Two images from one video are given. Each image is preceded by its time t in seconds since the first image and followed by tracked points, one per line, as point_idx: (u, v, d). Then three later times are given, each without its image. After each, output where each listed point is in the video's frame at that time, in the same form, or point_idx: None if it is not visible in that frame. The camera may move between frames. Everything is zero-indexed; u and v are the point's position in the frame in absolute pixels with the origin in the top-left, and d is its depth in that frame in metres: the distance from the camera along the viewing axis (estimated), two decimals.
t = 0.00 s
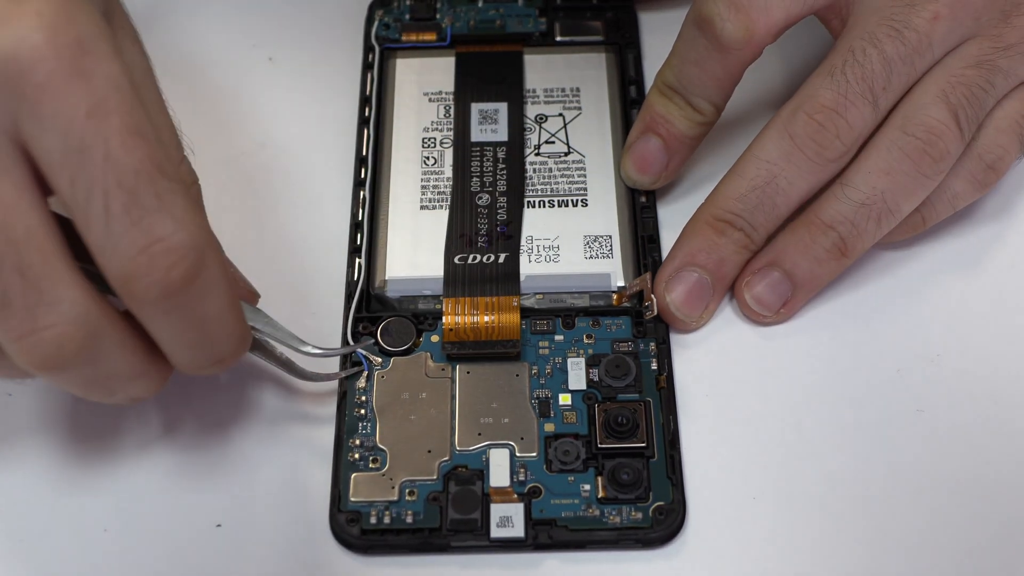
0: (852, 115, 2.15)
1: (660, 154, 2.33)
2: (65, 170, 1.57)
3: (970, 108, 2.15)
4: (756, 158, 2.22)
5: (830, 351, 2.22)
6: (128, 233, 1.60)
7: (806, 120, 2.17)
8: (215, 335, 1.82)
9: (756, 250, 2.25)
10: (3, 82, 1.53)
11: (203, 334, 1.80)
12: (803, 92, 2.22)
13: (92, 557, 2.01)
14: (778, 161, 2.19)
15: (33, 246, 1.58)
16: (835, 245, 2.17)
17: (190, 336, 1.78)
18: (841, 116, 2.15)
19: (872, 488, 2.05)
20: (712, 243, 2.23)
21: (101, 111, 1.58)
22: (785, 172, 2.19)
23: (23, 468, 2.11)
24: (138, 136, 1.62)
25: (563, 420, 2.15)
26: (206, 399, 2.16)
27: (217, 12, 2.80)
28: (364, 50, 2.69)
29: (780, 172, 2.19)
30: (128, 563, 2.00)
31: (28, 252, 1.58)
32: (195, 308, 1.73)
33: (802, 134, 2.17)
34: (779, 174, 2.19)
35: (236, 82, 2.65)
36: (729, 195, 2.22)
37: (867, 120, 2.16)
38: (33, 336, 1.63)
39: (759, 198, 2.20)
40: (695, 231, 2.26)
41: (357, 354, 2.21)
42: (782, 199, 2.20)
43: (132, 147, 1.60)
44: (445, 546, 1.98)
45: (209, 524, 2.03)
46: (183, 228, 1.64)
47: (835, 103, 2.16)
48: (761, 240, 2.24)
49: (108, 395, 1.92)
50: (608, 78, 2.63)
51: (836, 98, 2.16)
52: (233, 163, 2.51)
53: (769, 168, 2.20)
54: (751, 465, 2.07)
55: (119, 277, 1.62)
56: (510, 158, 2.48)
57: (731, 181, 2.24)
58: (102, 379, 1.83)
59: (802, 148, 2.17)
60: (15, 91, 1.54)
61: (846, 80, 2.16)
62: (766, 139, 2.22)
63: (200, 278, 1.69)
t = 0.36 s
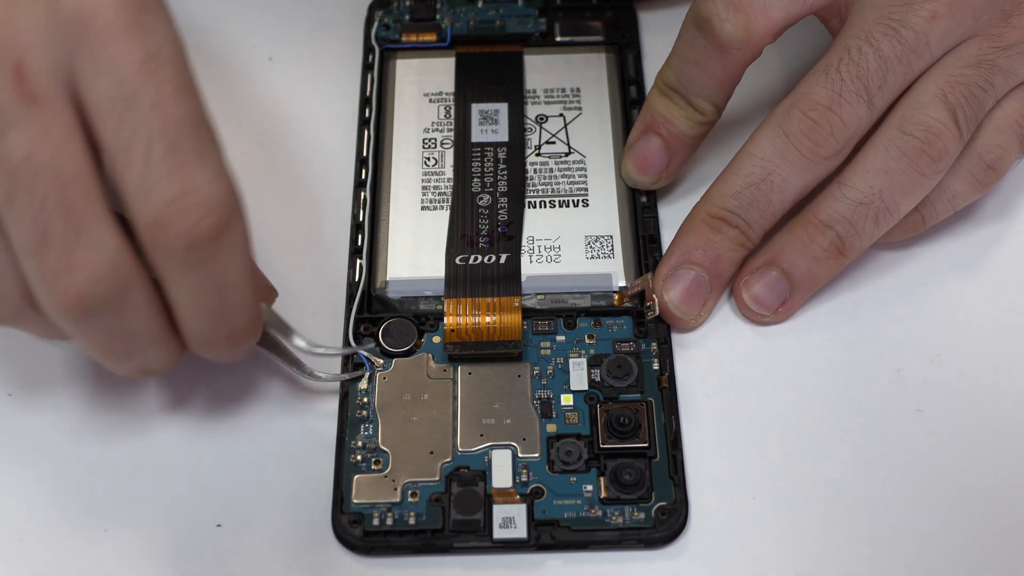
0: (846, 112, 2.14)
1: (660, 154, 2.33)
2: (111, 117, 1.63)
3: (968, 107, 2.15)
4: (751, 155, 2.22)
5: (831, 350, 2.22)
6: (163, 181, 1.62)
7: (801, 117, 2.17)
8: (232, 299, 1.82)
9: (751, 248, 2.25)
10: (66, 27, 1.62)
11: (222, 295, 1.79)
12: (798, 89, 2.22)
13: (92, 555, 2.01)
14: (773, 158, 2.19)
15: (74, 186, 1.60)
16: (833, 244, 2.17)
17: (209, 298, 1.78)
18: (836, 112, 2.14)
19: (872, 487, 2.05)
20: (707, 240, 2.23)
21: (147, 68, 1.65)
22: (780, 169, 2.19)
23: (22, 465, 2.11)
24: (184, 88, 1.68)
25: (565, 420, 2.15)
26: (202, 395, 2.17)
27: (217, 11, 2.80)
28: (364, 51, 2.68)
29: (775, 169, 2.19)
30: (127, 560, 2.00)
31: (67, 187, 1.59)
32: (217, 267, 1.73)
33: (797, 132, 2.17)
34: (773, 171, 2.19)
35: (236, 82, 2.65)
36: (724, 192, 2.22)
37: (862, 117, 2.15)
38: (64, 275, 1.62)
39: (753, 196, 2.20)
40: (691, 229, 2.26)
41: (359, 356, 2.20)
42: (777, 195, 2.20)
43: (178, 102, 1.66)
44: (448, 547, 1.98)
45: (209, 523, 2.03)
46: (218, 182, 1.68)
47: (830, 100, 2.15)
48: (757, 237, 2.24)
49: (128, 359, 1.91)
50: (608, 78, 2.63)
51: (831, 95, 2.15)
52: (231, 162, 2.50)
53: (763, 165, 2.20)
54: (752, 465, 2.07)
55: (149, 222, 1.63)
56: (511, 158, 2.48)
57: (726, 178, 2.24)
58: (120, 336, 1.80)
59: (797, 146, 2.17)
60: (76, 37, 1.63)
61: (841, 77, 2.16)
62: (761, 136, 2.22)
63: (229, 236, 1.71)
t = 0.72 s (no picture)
0: (847, 111, 2.14)
1: (661, 154, 2.33)
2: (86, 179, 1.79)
3: (967, 105, 2.15)
4: (751, 155, 2.22)
5: (830, 350, 2.22)
6: (105, 261, 1.79)
7: (801, 116, 2.17)
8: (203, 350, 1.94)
9: (752, 248, 2.25)
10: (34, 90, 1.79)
11: (186, 348, 1.92)
12: (799, 89, 2.21)
13: (91, 555, 2.01)
14: (773, 158, 2.19)
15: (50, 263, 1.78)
16: (833, 244, 2.17)
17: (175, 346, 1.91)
18: (836, 112, 2.14)
19: (871, 487, 2.05)
20: (708, 240, 2.23)
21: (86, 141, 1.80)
22: (780, 169, 2.19)
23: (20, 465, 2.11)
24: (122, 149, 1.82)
25: (565, 420, 2.15)
26: (199, 394, 2.17)
27: (217, 13, 2.80)
28: (364, 51, 2.68)
29: (775, 169, 2.19)
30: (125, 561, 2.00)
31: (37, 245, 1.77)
32: (177, 330, 1.87)
33: (797, 131, 2.17)
34: (774, 172, 2.19)
35: (236, 82, 2.65)
36: (725, 192, 2.22)
37: (863, 116, 2.15)
38: (37, 341, 1.84)
39: (754, 196, 2.20)
40: (692, 229, 2.26)
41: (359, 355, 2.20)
42: (778, 195, 2.20)
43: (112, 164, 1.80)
44: (448, 546, 1.98)
45: (209, 523, 2.03)
46: (162, 254, 1.81)
47: (830, 100, 2.15)
48: (757, 237, 2.24)
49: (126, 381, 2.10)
50: (608, 78, 2.63)
51: (831, 94, 2.15)
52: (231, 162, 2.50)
53: (764, 165, 2.20)
54: (751, 464, 2.07)
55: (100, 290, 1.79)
56: (511, 158, 2.48)
57: (727, 178, 2.24)
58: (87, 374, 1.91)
59: (797, 146, 2.17)
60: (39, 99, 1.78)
61: (841, 77, 2.16)
62: (761, 136, 2.22)
63: (177, 306, 1.84)
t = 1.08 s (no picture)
0: (848, 111, 2.14)
1: (661, 154, 2.33)
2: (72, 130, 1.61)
3: (967, 105, 2.15)
4: (751, 156, 2.22)
5: (831, 350, 2.22)
6: (142, 179, 1.58)
7: (802, 117, 2.17)
8: (226, 293, 1.72)
9: (752, 248, 2.25)
10: (12, 42, 1.62)
11: (207, 304, 1.70)
12: (800, 89, 2.21)
13: (91, 554, 2.01)
14: (773, 158, 2.19)
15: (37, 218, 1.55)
16: (833, 244, 2.17)
17: (206, 296, 1.69)
18: (837, 112, 2.14)
19: (872, 487, 2.05)
20: (708, 241, 2.23)
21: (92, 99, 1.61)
22: (780, 169, 2.19)
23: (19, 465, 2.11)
24: (141, 126, 1.62)
25: (564, 420, 2.15)
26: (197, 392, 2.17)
27: (217, 12, 2.80)
28: (364, 50, 2.68)
29: (776, 170, 2.19)
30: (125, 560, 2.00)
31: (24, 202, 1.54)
32: (206, 267, 1.65)
33: (798, 131, 2.17)
34: (774, 172, 2.19)
35: (236, 82, 2.66)
36: (725, 193, 2.23)
37: (864, 116, 2.15)
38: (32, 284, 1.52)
39: (755, 196, 2.20)
40: (692, 229, 2.26)
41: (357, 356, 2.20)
42: (779, 195, 2.20)
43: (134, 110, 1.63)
44: (447, 546, 1.98)
45: (209, 522, 2.04)
46: (196, 177, 1.64)
47: (830, 100, 2.15)
48: (758, 238, 2.24)
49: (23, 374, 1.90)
50: (608, 78, 2.63)
51: (832, 94, 2.15)
52: (231, 162, 2.51)
53: (764, 166, 2.20)
54: (751, 464, 2.07)
55: (133, 227, 1.58)
56: (511, 158, 2.48)
57: (727, 178, 2.24)
58: (96, 357, 1.67)
59: (797, 146, 2.17)
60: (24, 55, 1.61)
61: (842, 77, 2.15)
62: (762, 136, 2.22)
63: (214, 230, 1.65)
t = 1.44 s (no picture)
0: (848, 111, 2.14)
1: (661, 154, 2.33)
2: (127, 125, 1.42)
3: (966, 105, 2.15)
4: (751, 156, 2.22)
5: (830, 350, 2.22)
6: (203, 173, 1.44)
7: (802, 116, 2.17)
8: (271, 288, 1.61)
9: (753, 247, 2.25)
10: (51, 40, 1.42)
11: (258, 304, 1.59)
12: (800, 88, 2.21)
13: (91, 555, 2.01)
14: (773, 158, 2.19)
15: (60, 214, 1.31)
16: (832, 244, 2.17)
17: (256, 293, 1.57)
18: (837, 112, 2.14)
19: (872, 488, 2.05)
20: (708, 240, 2.23)
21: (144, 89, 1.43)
22: (780, 169, 2.19)
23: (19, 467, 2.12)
24: (201, 120, 1.46)
25: (563, 419, 2.15)
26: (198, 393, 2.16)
27: (219, 12, 2.80)
28: (365, 49, 2.69)
29: (775, 169, 2.19)
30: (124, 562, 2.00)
31: (86, 204, 1.33)
32: (262, 258, 1.54)
33: (797, 131, 2.17)
34: (774, 172, 2.19)
35: (237, 82, 2.66)
36: (725, 192, 2.22)
37: (864, 116, 2.15)
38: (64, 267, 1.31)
39: (754, 196, 2.20)
40: (693, 229, 2.26)
41: (356, 359, 2.20)
42: (779, 195, 2.20)
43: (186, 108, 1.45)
44: (446, 545, 1.98)
45: (209, 523, 2.04)
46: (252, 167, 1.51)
47: (830, 99, 2.15)
48: (758, 237, 2.24)
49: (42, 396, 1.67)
50: (609, 78, 2.63)
51: (832, 94, 2.15)
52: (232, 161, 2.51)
53: (764, 165, 2.19)
54: (751, 464, 2.07)
55: (197, 220, 1.43)
56: (512, 157, 2.48)
57: (727, 178, 2.24)
58: (149, 355, 1.48)
59: (797, 146, 2.17)
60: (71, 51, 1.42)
61: (842, 76, 2.15)
62: (762, 136, 2.22)
63: (269, 224, 1.53)
